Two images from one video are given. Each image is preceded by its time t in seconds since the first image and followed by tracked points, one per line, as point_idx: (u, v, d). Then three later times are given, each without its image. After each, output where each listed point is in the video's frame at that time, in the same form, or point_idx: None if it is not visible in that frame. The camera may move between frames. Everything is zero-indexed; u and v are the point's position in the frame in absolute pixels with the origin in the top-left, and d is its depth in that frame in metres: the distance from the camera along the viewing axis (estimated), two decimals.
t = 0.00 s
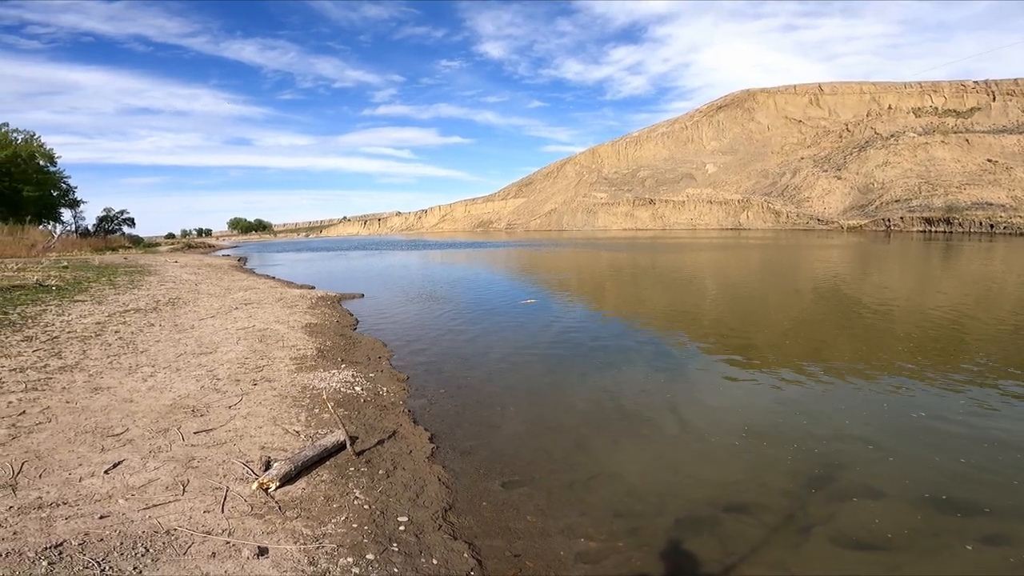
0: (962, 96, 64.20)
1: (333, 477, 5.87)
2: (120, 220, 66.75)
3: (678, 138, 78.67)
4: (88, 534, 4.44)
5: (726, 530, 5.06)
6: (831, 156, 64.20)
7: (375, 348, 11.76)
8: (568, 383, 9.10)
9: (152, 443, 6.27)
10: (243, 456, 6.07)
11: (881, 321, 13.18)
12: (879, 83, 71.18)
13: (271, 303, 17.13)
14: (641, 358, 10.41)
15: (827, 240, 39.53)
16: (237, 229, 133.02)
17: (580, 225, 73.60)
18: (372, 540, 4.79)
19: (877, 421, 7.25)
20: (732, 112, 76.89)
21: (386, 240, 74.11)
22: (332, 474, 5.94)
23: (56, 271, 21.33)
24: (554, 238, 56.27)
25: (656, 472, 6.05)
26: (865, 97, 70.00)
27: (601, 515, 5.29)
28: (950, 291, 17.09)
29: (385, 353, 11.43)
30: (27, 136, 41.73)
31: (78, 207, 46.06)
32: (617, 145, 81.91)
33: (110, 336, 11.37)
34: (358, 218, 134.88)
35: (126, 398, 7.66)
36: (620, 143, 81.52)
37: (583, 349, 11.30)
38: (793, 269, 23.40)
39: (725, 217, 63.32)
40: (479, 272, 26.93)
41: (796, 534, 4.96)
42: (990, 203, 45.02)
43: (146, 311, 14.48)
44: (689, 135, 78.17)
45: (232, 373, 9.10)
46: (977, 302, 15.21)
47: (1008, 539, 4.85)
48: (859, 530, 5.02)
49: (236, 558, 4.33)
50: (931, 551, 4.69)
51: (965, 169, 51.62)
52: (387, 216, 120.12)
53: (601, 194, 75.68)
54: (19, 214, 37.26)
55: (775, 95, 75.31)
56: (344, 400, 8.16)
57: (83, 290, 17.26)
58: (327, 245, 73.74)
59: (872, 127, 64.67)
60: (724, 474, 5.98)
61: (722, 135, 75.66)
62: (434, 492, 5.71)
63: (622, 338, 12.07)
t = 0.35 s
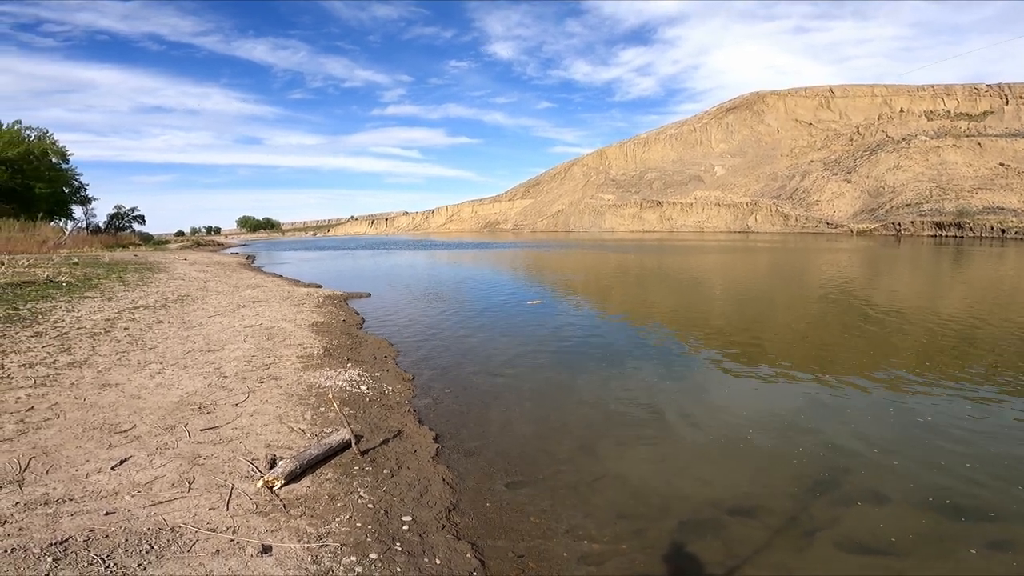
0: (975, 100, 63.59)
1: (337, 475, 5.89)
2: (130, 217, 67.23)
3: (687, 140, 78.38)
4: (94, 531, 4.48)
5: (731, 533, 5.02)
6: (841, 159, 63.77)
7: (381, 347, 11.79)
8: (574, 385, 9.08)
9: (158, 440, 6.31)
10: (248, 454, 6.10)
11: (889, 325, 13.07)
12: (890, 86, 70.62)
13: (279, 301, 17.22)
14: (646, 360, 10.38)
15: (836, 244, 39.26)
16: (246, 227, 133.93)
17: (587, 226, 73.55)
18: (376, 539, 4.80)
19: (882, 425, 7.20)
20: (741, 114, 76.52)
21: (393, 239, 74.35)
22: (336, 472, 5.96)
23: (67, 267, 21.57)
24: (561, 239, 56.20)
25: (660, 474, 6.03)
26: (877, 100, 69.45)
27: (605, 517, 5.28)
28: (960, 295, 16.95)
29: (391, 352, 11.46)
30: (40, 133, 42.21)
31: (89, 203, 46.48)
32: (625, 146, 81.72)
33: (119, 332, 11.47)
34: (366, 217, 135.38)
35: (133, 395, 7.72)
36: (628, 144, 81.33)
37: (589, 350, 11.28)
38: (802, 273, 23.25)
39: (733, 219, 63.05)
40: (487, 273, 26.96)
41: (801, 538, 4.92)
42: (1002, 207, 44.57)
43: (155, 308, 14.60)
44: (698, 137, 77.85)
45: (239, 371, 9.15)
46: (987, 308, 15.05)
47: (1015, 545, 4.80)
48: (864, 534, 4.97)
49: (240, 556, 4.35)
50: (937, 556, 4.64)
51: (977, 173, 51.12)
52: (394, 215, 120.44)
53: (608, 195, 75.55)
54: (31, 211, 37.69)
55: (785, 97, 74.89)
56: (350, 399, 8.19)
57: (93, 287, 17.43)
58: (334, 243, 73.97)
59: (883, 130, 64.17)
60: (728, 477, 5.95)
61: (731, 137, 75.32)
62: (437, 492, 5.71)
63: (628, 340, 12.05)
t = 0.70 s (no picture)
0: (977, 100, 63.46)
1: (338, 475, 5.89)
2: (131, 216, 67.28)
3: (688, 140, 78.30)
4: (94, 531, 4.48)
5: (732, 533, 5.01)
6: (843, 159, 63.66)
7: (382, 347, 11.78)
8: (575, 385, 9.07)
9: (159, 439, 6.32)
10: (249, 453, 6.10)
11: (890, 326, 13.04)
12: (892, 86, 70.47)
13: (280, 301, 17.23)
14: (647, 360, 10.37)
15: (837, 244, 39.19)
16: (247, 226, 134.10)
17: (588, 226, 73.49)
18: (377, 539, 4.80)
19: (882, 425, 7.20)
20: (743, 114, 76.43)
21: (394, 239, 74.35)
22: (337, 472, 5.96)
23: (68, 267, 21.60)
24: (562, 239, 56.15)
25: (661, 474, 6.02)
26: (879, 99, 69.30)
27: (606, 517, 5.27)
28: (961, 296, 16.89)
29: (391, 352, 11.45)
30: (41, 133, 42.27)
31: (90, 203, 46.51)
32: (626, 146, 81.65)
33: (120, 331, 11.49)
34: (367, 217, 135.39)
35: (134, 394, 7.73)
36: (630, 144, 81.27)
37: (591, 350, 11.26)
38: (803, 273, 23.22)
39: (734, 219, 63.01)
40: (488, 273, 26.97)
41: (803, 539, 4.91)
42: (1003, 208, 44.45)
43: (156, 308, 14.62)
44: (699, 137, 77.76)
45: (240, 370, 9.15)
46: (989, 308, 15.02)
47: (1015, 545, 4.79)
48: (866, 535, 4.96)
49: (240, 556, 4.34)
50: (939, 556, 4.63)
51: (979, 174, 51.03)
52: (395, 215, 120.42)
53: (609, 195, 75.50)
54: (33, 210, 37.74)
55: (787, 97, 74.78)
56: (351, 399, 8.18)
57: (94, 286, 17.43)
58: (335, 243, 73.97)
59: (885, 130, 64.04)
60: (729, 478, 5.93)
61: (732, 137, 75.21)
62: (438, 492, 5.71)
63: (629, 340, 12.04)
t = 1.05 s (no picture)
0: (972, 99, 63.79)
1: (340, 481, 5.89)
2: (130, 224, 67.27)
3: (685, 142, 78.57)
4: (97, 537, 4.47)
5: (734, 535, 5.02)
6: (839, 160, 63.87)
7: (381, 353, 11.78)
8: (574, 388, 9.08)
9: (160, 446, 6.33)
10: (250, 460, 6.09)
11: (889, 326, 13.08)
12: (887, 87, 70.79)
13: (280, 308, 17.24)
14: (647, 363, 10.39)
15: (836, 245, 39.25)
16: (245, 233, 134.19)
17: (586, 229, 73.59)
18: (379, 544, 4.79)
19: (882, 424, 7.22)
20: (739, 117, 76.74)
21: (393, 245, 74.44)
22: (339, 477, 5.96)
23: (67, 275, 21.59)
24: (561, 243, 56.26)
25: (663, 477, 6.03)
26: (874, 100, 69.62)
27: (608, 519, 5.27)
28: (960, 295, 16.90)
29: (391, 357, 11.45)
30: (39, 141, 42.31)
31: (88, 211, 46.50)
32: (623, 150, 81.87)
33: (119, 339, 11.50)
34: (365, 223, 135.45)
35: (135, 401, 7.73)
36: (627, 148, 81.51)
37: (591, 353, 11.28)
38: (801, 274, 23.27)
39: (732, 221, 63.15)
40: (487, 277, 27.04)
41: (805, 539, 4.91)
42: (1000, 206, 44.56)
43: (156, 315, 14.61)
44: (696, 140, 78.02)
45: (240, 377, 9.15)
46: (987, 307, 15.07)
47: (1017, 544, 4.80)
48: (868, 535, 4.96)
49: (243, 562, 4.34)
50: (941, 556, 4.64)
51: (975, 173, 51.24)
52: (393, 220, 120.49)
53: (607, 198, 75.67)
54: (31, 219, 37.72)
55: (782, 98, 75.09)
56: (351, 404, 8.19)
57: (93, 294, 17.41)
58: (334, 249, 73.97)
59: (881, 130, 64.29)
60: (730, 479, 5.94)
61: (729, 139, 75.46)
62: (440, 496, 5.72)
63: (628, 342, 12.07)
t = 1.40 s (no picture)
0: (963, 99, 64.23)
1: (334, 477, 5.88)
2: (121, 221, 66.69)
3: (679, 140, 78.73)
4: (90, 535, 4.44)
5: (729, 532, 5.05)
6: (832, 159, 64.18)
7: (375, 350, 11.75)
8: (569, 385, 9.09)
9: (153, 443, 6.28)
10: (244, 457, 6.06)
11: (881, 324, 13.17)
12: (880, 86, 71.18)
13: (273, 305, 17.15)
14: (642, 360, 10.42)
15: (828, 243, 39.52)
16: (238, 230, 133.40)
17: (580, 227, 73.62)
18: (374, 541, 4.79)
19: (875, 422, 7.29)
20: (733, 115, 76.96)
21: (387, 242, 74.12)
22: (333, 474, 5.94)
23: (57, 272, 21.36)
24: (555, 240, 56.22)
25: (658, 474, 6.04)
26: (867, 99, 69.98)
27: (603, 516, 5.28)
28: (951, 294, 16.99)
29: (385, 354, 11.42)
30: (28, 136, 41.83)
31: (78, 207, 46.04)
32: (618, 147, 81.93)
33: (111, 336, 11.39)
34: (359, 220, 134.89)
35: (127, 399, 7.68)
36: (621, 146, 81.59)
37: (586, 350, 11.30)
38: (794, 272, 23.38)
39: (726, 219, 63.36)
40: (481, 274, 27.03)
41: (799, 536, 4.95)
42: (991, 205, 44.92)
43: (147, 312, 14.50)
44: (690, 138, 78.20)
45: (233, 374, 9.09)
46: (977, 305, 15.21)
47: (1007, 540, 4.86)
48: (861, 532, 5.01)
49: (237, 559, 4.32)
50: (933, 552, 4.69)
51: (966, 172, 51.68)
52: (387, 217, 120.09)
53: (601, 196, 75.77)
54: (20, 215, 37.32)
55: (776, 97, 75.31)
56: (346, 401, 8.16)
57: (84, 291, 17.23)
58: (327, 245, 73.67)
59: (873, 129, 64.60)
60: (724, 476, 5.97)
61: (723, 138, 75.69)
62: (435, 493, 5.71)
63: (623, 340, 12.10)
